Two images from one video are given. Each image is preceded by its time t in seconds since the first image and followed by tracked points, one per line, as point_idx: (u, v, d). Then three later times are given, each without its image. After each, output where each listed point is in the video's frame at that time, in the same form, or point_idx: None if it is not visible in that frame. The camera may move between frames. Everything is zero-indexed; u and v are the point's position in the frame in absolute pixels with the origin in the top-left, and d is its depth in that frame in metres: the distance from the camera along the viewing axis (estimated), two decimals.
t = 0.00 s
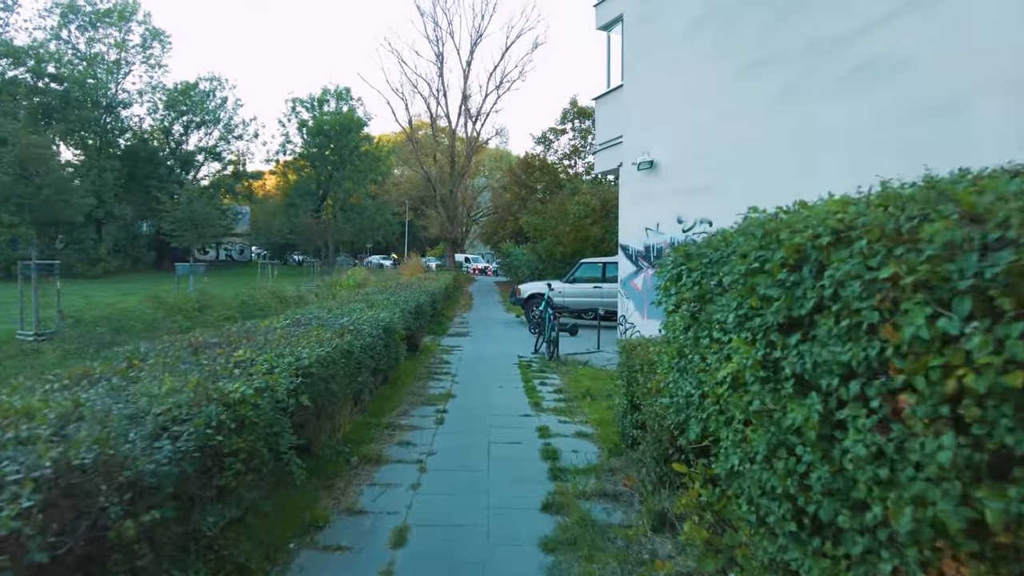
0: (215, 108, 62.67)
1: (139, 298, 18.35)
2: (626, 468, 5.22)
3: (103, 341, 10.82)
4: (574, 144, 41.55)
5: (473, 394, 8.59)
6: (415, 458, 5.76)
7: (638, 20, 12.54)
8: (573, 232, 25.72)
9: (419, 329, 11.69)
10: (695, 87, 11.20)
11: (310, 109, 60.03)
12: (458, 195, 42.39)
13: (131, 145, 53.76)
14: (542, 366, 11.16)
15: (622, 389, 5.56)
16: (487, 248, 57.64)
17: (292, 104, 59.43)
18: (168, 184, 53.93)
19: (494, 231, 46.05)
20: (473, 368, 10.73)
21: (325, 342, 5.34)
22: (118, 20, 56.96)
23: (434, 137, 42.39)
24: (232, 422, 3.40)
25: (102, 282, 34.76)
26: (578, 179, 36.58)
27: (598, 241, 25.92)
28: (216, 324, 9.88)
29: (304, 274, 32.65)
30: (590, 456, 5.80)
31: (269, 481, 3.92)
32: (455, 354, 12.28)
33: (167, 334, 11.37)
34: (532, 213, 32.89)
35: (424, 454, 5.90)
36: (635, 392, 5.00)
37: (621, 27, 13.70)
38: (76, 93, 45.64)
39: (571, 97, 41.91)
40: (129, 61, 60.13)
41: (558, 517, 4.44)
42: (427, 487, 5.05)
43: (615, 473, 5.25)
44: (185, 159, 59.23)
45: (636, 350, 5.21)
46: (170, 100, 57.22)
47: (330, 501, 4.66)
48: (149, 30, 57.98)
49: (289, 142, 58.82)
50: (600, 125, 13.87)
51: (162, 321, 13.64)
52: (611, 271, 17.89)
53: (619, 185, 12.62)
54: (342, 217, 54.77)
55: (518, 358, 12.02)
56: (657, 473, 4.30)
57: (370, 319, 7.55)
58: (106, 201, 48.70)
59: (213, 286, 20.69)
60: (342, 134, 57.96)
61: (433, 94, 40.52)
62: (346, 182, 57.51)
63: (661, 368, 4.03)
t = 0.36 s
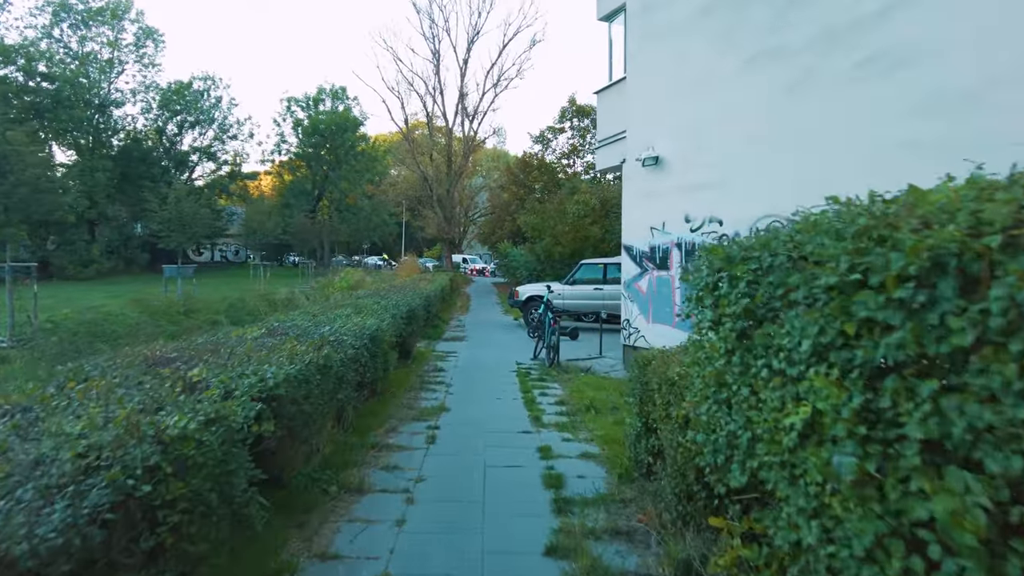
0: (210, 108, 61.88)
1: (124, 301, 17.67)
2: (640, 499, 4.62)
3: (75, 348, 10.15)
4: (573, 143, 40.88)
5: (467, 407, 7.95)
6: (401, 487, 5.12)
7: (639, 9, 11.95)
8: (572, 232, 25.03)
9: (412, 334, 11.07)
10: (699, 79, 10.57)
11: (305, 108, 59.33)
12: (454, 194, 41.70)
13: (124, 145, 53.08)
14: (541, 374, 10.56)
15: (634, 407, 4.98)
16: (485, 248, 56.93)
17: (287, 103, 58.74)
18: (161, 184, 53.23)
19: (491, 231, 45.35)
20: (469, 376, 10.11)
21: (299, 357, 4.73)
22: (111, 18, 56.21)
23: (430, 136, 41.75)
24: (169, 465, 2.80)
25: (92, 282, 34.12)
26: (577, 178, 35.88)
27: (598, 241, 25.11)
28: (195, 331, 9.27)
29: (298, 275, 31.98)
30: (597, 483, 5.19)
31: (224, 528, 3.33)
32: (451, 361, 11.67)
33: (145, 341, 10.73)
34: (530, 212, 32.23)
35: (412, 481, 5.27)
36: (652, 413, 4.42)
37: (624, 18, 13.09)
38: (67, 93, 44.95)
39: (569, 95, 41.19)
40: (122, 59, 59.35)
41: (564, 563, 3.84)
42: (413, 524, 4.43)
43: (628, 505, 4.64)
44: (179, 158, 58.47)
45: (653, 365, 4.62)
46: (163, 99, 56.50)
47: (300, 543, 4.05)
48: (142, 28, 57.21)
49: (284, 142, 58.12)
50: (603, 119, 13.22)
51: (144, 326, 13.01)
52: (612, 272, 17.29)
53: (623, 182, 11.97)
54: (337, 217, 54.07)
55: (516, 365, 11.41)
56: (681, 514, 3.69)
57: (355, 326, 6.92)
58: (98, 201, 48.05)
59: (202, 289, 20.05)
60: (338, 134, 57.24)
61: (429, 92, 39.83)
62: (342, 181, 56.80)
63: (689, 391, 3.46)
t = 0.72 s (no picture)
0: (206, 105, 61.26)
1: (111, 301, 17.10)
2: (669, 530, 4.03)
3: (50, 350, 9.53)
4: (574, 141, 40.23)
5: (467, 417, 7.32)
6: (392, 514, 4.50)
7: None
8: (575, 231, 24.35)
9: (409, 336, 10.47)
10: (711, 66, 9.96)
11: (303, 106, 58.68)
12: (454, 193, 41.08)
13: (119, 142, 52.38)
14: (546, 378, 9.96)
15: (660, 422, 4.38)
16: (484, 249, 56.26)
17: (284, 101, 58.12)
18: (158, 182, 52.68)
19: (491, 230, 44.70)
20: (470, 382, 9.47)
21: (273, 365, 4.07)
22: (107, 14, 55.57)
23: (429, 135, 41.19)
24: (89, 514, 2.21)
25: (84, 281, 33.46)
26: (579, 177, 35.24)
27: (601, 240, 24.43)
28: (177, 332, 8.64)
29: (295, 275, 31.44)
30: (616, 508, 4.58)
31: None
32: (450, 365, 11.04)
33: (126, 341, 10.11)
34: (531, 211, 31.60)
35: (407, 505, 4.67)
36: (684, 431, 3.82)
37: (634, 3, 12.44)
38: (61, 89, 44.25)
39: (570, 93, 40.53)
40: (118, 56, 58.74)
41: None
42: (406, 561, 3.81)
43: (655, 537, 4.04)
44: (176, 156, 57.89)
45: (684, 374, 4.02)
46: (159, 96, 55.81)
47: None
48: (138, 25, 56.62)
49: (281, 140, 57.51)
50: (610, 111, 12.57)
51: (128, 326, 12.37)
52: (617, 272, 16.68)
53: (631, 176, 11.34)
54: (336, 216, 53.48)
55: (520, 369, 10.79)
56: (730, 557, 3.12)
57: (344, 329, 6.29)
58: (93, 200, 47.39)
59: (194, 288, 19.40)
60: (336, 132, 56.57)
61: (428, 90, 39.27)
62: (339, 180, 56.14)
63: (743, 412, 2.87)
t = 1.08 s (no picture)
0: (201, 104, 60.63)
1: (95, 303, 16.52)
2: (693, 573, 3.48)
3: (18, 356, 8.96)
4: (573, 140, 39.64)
5: (461, 431, 6.76)
6: (373, 549, 3.96)
7: None
8: (574, 231, 23.76)
9: (402, 341, 9.93)
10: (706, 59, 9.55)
11: (299, 105, 58.05)
12: (451, 193, 40.47)
13: (112, 141, 51.72)
14: (546, 386, 9.42)
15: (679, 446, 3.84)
16: (482, 249, 55.61)
17: (280, 100, 57.49)
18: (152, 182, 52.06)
19: (488, 231, 44.05)
20: (466, 390, 8.90)
21: (231, 382, 3.49)
22: (100, 12, 54.95)
23: (426, 134, 40.63)
24: None
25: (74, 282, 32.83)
26: (578, 176, 34.65)
27: (601, 240, 23.81)
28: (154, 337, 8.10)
29: (288, 275, 30.83)
30: (627, 544, 4.02)
31: None
32: (445, 371, 10.46)
33: (99, 346, 9.55)
34: (530, 211, 31.03)
35: (391, 537, 4.13)
36: (714, 463, 3.28)
37: None
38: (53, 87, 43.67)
39: (570, 92, 39.90)
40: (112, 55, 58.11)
41: None
42: None
43: None
44: (170, 156, 57.26)
45: (710, 394, 3.49)
46: (153, 95, 55.11)
47: None
48: (132, 23, 55.98)
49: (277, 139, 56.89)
50: (612, 105, 12.01)
51: (108, 328, 11.79)
52: (618, 273, 16.14)
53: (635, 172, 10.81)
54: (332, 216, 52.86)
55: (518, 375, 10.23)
56: None
57: (325, 335, 5.72)
58: (86, 199, 46.78)
59: (181, 289, 18.79)
60: (332, 131, 55.91)
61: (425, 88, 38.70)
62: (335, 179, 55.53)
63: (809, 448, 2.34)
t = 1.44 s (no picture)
0: (195, 104, 59.97)
1: (78, 306, 15.90)
2: None
3: None
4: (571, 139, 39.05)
5: (455, 450, 6.16)
6: None
7: None
8: (574, 231, 23.17)
9: (393, 347, 9.34)
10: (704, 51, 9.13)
11: (294, 105, 57.42)
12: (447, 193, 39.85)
13: (104, 141, 51.05)
14: (546, 395, 8.83)
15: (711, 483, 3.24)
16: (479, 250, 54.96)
17: (275, 100, 56.84)
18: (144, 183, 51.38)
19: (485, 231, 43.45)
20: (461, 402, 8.28)
21: (173, 411, 2.86)
22: (93, 11, 54.31)
23: (422, 134, 40.06)
24: None
25: (62, 284, 32.17)
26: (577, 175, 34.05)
27: (601, 240, 23.21)
28: (122, 345, 7.48)
29: (281, 277, 30.19)
30: None
31: None
32: (440, 380, 9.84)
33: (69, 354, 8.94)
34: (527, 211, 30.44)
35: None
36: (764, 513, 2.68)
37: None
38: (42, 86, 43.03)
39: (568, 90, 39.30)
40: (105, 54, 57.46)
41: None
42: None
43: None
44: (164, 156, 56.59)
45: (752, 427, 2.89)
46: (146, 94, 54.40)
47: None
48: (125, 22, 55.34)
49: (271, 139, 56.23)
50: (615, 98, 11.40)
51: (83, 333, 11.18)
52: (619, 274, 15.57)
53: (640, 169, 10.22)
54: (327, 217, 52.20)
55: (517, 384, 9.62)
56: None
57: (300, 347, 5.09)
58: (77, 200, 46.13)
59: (167, 292, 18.16)
60: (327, 131, 55.29)
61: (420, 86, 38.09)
62: (330, 180, 54.87)
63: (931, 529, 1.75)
